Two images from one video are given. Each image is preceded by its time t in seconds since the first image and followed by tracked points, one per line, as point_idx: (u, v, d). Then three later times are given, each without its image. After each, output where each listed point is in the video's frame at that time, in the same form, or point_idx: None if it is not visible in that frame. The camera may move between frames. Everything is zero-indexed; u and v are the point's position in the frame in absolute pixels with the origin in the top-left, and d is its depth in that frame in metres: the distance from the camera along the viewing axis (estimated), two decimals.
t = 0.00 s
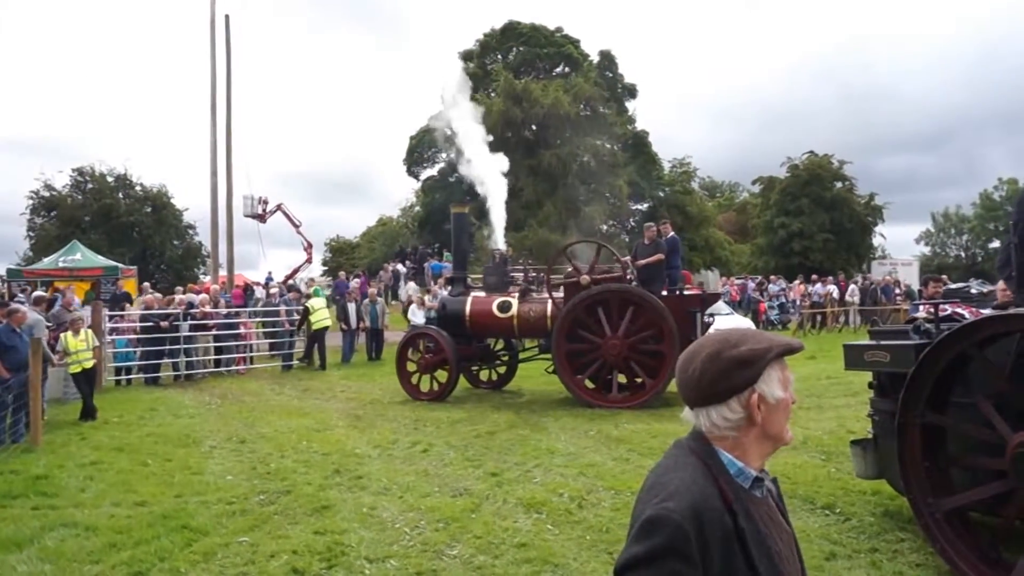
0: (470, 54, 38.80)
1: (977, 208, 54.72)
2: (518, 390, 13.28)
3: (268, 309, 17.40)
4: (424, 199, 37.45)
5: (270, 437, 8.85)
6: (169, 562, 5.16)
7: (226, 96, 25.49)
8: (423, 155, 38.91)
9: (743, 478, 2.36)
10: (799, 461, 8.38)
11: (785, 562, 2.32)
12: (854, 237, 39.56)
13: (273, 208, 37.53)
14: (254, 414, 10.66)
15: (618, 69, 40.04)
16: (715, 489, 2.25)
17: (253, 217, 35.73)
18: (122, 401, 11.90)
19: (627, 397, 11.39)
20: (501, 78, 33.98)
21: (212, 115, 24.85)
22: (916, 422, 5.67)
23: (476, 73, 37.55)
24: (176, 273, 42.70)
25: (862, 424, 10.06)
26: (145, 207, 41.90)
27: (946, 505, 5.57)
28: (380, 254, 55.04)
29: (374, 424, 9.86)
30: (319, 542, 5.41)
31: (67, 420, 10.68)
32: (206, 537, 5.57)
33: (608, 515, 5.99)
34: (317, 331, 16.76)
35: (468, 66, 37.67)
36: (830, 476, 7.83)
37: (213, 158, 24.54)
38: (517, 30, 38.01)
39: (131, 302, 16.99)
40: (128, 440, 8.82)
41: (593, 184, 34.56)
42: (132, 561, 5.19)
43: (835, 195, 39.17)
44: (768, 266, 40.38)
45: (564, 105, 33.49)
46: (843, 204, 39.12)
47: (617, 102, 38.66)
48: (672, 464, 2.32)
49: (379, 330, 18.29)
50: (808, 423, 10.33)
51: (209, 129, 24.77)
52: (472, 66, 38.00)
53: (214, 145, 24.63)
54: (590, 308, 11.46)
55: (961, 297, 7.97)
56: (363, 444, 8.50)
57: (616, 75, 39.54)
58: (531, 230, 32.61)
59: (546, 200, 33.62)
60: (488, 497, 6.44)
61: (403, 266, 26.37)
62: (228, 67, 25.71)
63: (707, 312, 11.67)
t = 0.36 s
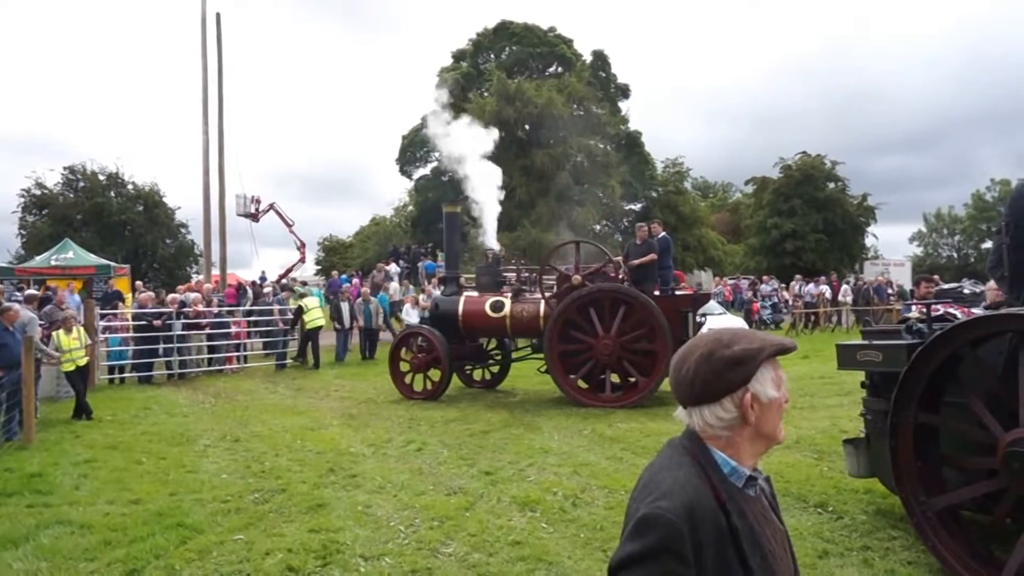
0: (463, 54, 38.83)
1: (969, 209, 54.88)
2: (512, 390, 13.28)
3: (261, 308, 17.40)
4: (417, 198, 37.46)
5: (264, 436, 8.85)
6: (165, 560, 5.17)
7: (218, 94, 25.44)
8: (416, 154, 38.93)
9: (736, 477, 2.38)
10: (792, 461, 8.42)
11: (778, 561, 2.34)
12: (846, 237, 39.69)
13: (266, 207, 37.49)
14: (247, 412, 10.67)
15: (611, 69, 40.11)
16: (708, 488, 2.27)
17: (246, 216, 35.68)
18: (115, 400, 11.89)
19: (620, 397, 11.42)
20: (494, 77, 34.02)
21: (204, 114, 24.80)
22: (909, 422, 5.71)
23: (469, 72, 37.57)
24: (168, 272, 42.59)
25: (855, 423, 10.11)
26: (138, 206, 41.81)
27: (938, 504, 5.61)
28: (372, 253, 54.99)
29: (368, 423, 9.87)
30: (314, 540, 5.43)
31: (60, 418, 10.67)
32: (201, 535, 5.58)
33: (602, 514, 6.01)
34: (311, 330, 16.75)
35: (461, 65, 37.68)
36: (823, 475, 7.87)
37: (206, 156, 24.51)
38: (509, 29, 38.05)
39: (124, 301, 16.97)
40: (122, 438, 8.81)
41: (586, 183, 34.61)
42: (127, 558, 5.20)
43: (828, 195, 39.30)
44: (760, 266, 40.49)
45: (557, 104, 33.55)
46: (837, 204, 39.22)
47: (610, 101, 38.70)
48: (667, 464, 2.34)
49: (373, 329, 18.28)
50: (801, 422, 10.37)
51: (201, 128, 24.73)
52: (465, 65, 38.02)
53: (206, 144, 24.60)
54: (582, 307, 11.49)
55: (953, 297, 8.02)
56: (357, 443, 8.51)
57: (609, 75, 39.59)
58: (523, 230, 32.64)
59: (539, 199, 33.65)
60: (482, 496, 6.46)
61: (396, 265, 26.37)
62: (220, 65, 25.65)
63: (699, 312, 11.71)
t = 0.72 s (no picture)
0: (454, 52, 38.84)
1: (958, 210, 55.13)
2: (503, 389, 13.30)
3: (252, 307, 17.37)
4: (408, 197, 37.46)
5: (256, 434, 8.84)
6: (158, 556, 5.17)
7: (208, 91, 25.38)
8: (407, 153, 38.91)
9: (726, 472, 2.40)
10: (782, 459, 8.46)
11: (768, 556, 2.36)
12: (836, 237, 39.86)
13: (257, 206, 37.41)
14: (239, 410, 10.67)
15: (602, 69, 40.16)
16: (699, 483, 2.29)
17: (236, 214, 35.60)
18: (106, 398, 11.86)
19: (611, 395, 11.44)
20: (485, 76, 34.05)
21: (194, 111, 24.74)
22: (898, 420, 5.75)
23: (460, 71, 37.56)
24: (158, 271, 42.44)
25: (845, 422, 10.17)
26: (127, 204, 41.67)
27: (927, 502, 5.65)
28: (363, 252, 54.93)
29: (359, 421, 9.88)
30: (308, 537, 5.44)
31: (49, 416, 10.64)
32: (194, 532, 5.58)
33: (594, 511, 6.04)
34: (302, 329, 16.74)
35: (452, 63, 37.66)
36: (813, 474, 7.91)
37: (196, 154, 24.44)
38: (500, 28, 38.03)
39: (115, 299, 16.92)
40: (113, 436, 8.80)
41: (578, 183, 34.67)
42: (121, 555, 5.20)
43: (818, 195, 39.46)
44: (751, 266, 40.62)
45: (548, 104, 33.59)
46: (827, 205, 39.38)
47: (601, 100, 38.73)
48: (658, 459, 2.36)
49: (364, 327, 18.27)
50: (792, 421, 10.43)
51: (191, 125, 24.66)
52: (456, 64, 38.00)
53: (196, 141, 24.53)
54: (573, 307, 11.52)
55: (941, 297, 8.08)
56: (349, 441, 8.52)
57: (600, 75, 39.65)
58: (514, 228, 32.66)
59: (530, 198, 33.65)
60: (474, 493, 6.47)
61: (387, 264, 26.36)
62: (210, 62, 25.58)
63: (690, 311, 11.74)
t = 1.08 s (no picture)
0: (443, 51, 38.84)
1: (945, 210, 55.42)
2: (492, 387, 13.32)
3: (241, 305, 17.33)
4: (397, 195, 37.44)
5: (246, 431, 8.85)
6: (150, 553, 5.18)
7: (197, 88, 25.32)
8: (396, 151, 38.89)
9: (717, 462, 2.44)
10: (770, 457, 8.53)
11: (759, 546, 2.40)
12: (824, 237, 40.04)
13: (245, 203, 37.31)
14: (228, 408, 10.66)
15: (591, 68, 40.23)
16: (690, 472, 2.33)
17: (225, 212, 35.50)
18: (95, 395, 11.83)
19: (599, 394, 11.48)
20: (474, 74, 34.07)
21: (183, 108, 24.65)
22: (884, 416, 5.82)
23: (450, 69, 37.56)
24: (146, 268, 42.30)
25: (833, 421, 10.24)
26: (115, 202, 41.50)
27: (914, 498, 5.72)
28: (351, 250, 54.83)
29: (349, 419, 9.90)
30: (298, 534, 5.45)
31: (36, 413, 10.59)
32: (186, 528, 5.59)
33: (583, 508, 6.08)
34: (292, 326, 16.72)
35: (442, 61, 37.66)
36: (801, 471, 7.98)
37: (184, 151, 24.35)
38: (490, 26, 38.03)
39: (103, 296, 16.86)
40: (103, 433, 8.79)
41: (567, 182, 34.75)
42: (112, 552, 5.20)
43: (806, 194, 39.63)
44: (739, 265, 40.77)
45: (537, 103, 33.64)
46: (815, 204, 39.57)
47: (590, 99, 38.78)
48: (651, 447, 2.40)
49: (353, 325, 18.26)
50: (780, 420, 10.49)
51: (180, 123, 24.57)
52: (446, 62, 38.01)
53: (185, 138, 24.44)
54: (563, 305, 11.55)
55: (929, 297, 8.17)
56: (338, 438, 8.54)
57: (589, 74, 39.73)
58: (503, 227, 32.71)
59: (519, 197, 33.70)
60: (464, 490, 6.51)
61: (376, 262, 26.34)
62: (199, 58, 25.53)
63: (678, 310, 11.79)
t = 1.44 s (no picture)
0: (432, 49, 38.82)
1: (928, 210, 55.80)
2: (479, 385, 13.36)
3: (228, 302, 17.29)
4: (383, 193, 37.40)
5: (233, 428, 8.86)
6: (139, 549, 5.19)
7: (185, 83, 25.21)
8: (383, 149, 38.84)
9: (724, 454, 2.49)
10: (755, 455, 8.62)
11: (765, 535, 2.46)
12: (809, 235, 40.27)
13: (231, 200, 37.19)
14: (214, 405, 10.66)
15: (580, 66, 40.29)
16: (699, 463, 2.38)
17: (210, 209, 35.36)
18: (80, 392, 11.79)
19: (585, 391, 11.54)
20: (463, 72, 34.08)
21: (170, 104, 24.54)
22: (872, 413, 5.90)
23: (439, 66, 37.56)
24: (130, 265, 42.09)
25: (817, 419, 10.34)
26: (101, 198, 41.28)
27: (899, 494, 5.81)
28: (338, 247, 54.72)
29: (335, 416, 9.92)
30: (288, 530, 5.48)
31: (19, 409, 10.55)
32: (174, 524, 5.61)
33: (570, 505, 6.14)
34: (278, 323, 16.69)
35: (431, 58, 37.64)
36: (785, 469, 8.07)
37: (171, 147, 24.22)
38: (480, 24, 38.04)
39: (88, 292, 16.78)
40: (89, 430, 8.78)
41: (553, 180, 34.80)
42: (102, 547, 5.22)
43: (791, 193, 39.83)
44: (724, 264, 40.96)
45: (525, 100, 33.67)
46: (800, 203, 39.79)
47: (578, 98, 38.85)
48: (661, 440, 2.46)
49: (339, 322, 18.24)
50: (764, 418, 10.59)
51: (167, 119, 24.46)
52: (435, 59, 38.00)
53: (172, 134, 24.31)
54: (550, 303, 11.61)
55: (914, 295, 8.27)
56: (325, 435, 8.56)
57: (577, 72, 39.78)
58: (489, 225, 32.76)
59: (506, 195, 33.74)
60: (452, 487, 6.55)
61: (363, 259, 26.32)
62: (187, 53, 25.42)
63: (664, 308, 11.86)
